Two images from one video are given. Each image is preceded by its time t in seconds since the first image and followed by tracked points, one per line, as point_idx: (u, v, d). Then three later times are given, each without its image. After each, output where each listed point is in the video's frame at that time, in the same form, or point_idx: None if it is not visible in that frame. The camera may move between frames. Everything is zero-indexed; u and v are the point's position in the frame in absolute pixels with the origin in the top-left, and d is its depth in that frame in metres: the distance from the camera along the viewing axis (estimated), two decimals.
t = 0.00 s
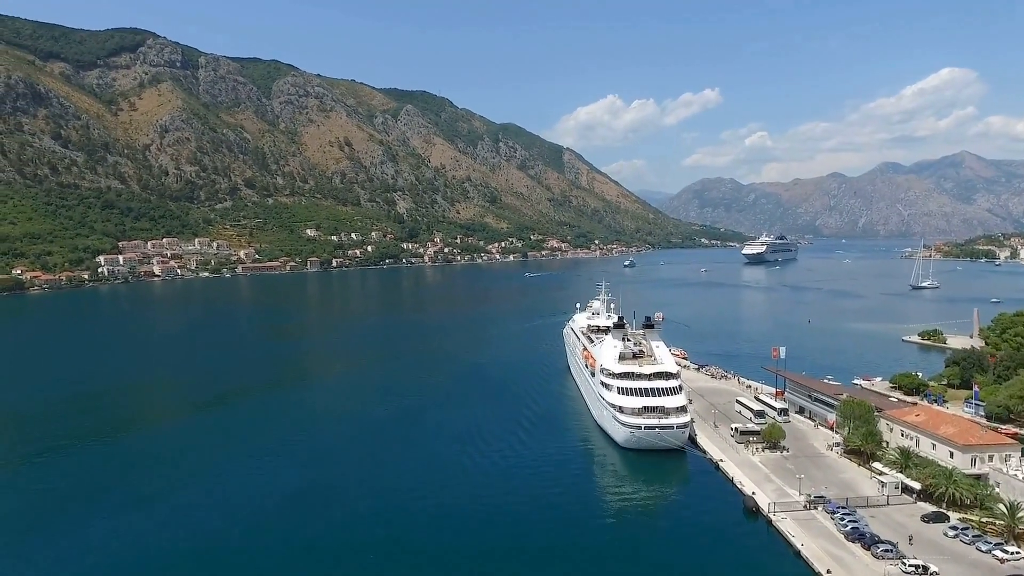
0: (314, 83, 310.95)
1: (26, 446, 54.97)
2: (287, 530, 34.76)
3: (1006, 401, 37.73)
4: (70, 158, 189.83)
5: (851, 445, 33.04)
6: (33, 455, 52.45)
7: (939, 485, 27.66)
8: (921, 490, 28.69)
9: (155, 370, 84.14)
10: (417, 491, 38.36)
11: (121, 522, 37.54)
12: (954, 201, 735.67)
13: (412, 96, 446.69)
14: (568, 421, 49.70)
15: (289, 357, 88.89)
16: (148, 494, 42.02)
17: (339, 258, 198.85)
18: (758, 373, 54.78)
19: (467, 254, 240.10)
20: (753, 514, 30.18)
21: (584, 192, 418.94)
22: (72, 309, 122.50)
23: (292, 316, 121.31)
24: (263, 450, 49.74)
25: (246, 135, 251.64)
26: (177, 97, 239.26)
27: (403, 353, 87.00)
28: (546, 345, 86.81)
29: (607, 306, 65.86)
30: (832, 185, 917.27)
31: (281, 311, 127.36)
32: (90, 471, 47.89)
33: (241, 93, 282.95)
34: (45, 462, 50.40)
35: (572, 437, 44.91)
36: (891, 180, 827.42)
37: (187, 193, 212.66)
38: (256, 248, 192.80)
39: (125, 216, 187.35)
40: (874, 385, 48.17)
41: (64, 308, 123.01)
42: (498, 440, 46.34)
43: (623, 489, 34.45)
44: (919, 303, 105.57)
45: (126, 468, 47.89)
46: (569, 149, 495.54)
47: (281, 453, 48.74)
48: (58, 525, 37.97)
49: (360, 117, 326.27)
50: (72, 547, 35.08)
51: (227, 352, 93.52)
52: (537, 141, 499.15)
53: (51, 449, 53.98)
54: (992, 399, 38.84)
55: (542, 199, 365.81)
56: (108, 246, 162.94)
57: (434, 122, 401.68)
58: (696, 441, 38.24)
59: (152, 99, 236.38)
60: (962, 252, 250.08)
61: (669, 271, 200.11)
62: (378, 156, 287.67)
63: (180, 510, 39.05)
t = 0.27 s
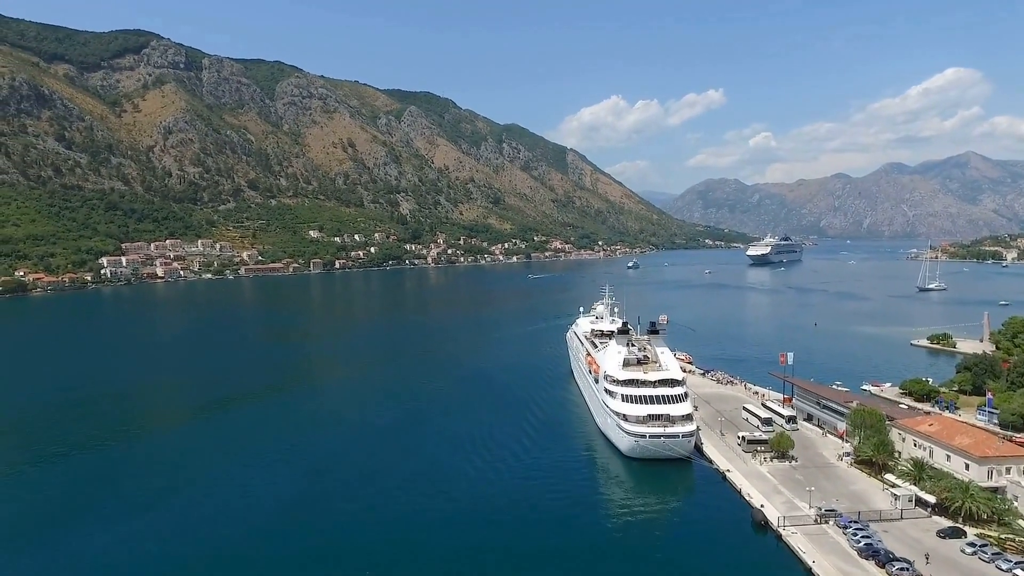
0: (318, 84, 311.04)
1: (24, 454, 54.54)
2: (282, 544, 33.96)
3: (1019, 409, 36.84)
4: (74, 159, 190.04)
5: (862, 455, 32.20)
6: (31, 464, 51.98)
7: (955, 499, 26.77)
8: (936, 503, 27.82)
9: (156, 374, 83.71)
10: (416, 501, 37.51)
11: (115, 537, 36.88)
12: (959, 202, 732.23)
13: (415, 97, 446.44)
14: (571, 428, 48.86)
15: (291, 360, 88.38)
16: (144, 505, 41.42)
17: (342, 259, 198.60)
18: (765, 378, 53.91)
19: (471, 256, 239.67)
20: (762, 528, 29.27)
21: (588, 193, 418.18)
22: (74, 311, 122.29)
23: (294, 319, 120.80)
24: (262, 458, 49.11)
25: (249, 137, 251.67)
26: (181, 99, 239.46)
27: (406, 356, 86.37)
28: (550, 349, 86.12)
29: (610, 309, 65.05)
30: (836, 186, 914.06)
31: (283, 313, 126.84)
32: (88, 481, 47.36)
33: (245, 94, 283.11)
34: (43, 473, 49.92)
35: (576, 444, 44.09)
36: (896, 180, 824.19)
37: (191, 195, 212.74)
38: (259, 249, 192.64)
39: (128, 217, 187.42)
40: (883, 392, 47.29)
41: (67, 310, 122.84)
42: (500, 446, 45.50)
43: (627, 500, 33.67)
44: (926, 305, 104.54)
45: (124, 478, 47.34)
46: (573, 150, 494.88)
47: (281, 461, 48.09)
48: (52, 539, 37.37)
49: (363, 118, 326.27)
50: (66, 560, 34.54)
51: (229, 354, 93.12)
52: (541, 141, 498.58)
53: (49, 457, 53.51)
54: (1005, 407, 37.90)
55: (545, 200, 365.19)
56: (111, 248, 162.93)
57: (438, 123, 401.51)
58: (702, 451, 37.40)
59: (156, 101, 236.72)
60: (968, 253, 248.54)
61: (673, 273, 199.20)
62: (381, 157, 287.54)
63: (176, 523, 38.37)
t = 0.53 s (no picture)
0: (321, 85, 311.06)
1: (23, 461, 54.08)
2: (277, 556, 33.24)
3: None
4: (77, 161, 190.19)
5: (873, 465, 31.44)
6: (29, 471, 51.51)
7: (972, 513, 25.96)
8: (952, 518, 26.96)
9: (157, 377, 83.22)
10: (413, 513, 36.70)
11: (110, 551, 36.32)
12: (964, 202, 728.78)
13: (419, 98, 446.17)
14: (575, 436, 48.05)
15: (293, 364, 87.73)
16: (141, 518, 40.84)
17: (345, 261, 198.30)
18: (771, 383, 53.07)
19: (474, 257, 239.17)
20: (771, 542, 28.42)
21: (591, 193, 417.22)
22: (76, 313, 122.02)
23: (296, 321, 120.29)
24: (261, 467, 48.46)
25: (252, 138, 251.67)
26: (184, 100, 239.62)
27: (409, 360, 85.73)
28: (553, 352, 85.42)
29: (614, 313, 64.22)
30: (841, 186, 910.85)
31: (286, 315, 126.33)
32: (86, 490, 46.83)
33: (249, 95, 283.22)
34: (40, 481, 49.31)
35: (579, 453, 43.27)
36: (901, 180, 820.82)
37: (194, 196, 212.74)
38: (262, 251, 192.39)
39: (131, 219, 187.41)
40: (892, 398, 46.60)
41: (69, 313, 122.45)
42: (501, 454, 44.71)
43: (632, 512, 32.91)
44: (933, 307, 103.42)
45: (122, 487, 46.81)
46: (576, 151, 494.10)
47: (279, 469, 47.42)
48: (46, 554, 36.78)
49: (366, 119, 326.02)
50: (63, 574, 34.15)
51: (231, 358, 92.64)
52: (544, 142, 497.87)
53: (48, 464, 53.08)
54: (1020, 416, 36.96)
55: (549, 201, 364.51)
56: (114, 249, 162.85)
57: (441, 124, 401.19)
58: (708, 460, 36.58)
59: (160, 102, 236.80)
60: (974, 254, 246.81)
61: (677, 274, 198.38)
62: (384, 159, 287.36)
63: (172, 536, 37.75)
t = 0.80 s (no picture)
0: (324, 87, 311.18)
1: (20, 465, 53.45)
2: (274, 568, 32.43)
3: None
4: (81, 162, 190.36)
5: (885, 476, 30.63)
6: (26, 477, 50.90)
7: (991, 528, 25.11)
8: (969, 532, 26.13)
9: (157, 380, 82.73)
10: (413, 524, 35.89)
11: (104, 562, 35.58)
12: (970, 203, 725.24)
13: (422, 99, 445.97)
14: (578, 443, 47.30)
15: (294, 367, 86.98)
16: (136, 526, 40.11)
17: (348, 262, 197.93)
18: (778, 389, 52.31)
19: (477, 258, 238.61)
20: (780, 556, 27.67)
21: (595, 194, 416.21)
22: (78, 315, 121.79)
23: (298, 324, 119.69)
24: (260, 474, 47.69)
25: (255, 139, 251.71)
26: (188, 101, 239.75)
27: (410, 363, 84.93)
28: (556, 355, 84.70)
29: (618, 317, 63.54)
30: (845, 187, 907.53)
31: (288, 317, 125.83)
32: (82, 496, 46.13)
33: (252, 97, 283.31)
34: (36, 486, 48.64)
35: (583, 462, 42.52)
36: (906, 181, 817.39)
37: (197, 197, 212.69)
38: (265, 252, 192.17)
39: (134, 220, 187.35)
40: (903, 404, 46.27)
41: (71, 315, 122.10)
42: (503, 462, 43.97)
43: (637, 524, 32.19)
44: (941, 310, 102.36)
45: (119, 493, 46.15)
46: (580, 152, 493.28)
47: (278, 476, 46.68)
48: (39, 564, 36.11)
49: (369, 120, 325.87)
50: None
51: (233, 360, 92.17)
52: (548, 143, 497.09)
53: (45, 469, 52.44)
54: None
55: (552, 202, 363.68)
56: (116, 251, 162.80)
57: (444, 125, 400.84)
58: (715, 469, 35.82)
59: (163, 103, 236.81)
60: (981, 255, 245.05)
61: (681, 276, 197.43)
62: (387, 160, 287.12)
63: (168, 546, 37.06)
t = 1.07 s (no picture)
0: (327, 88, 311.20)
1: (18, 469, 53.09)
2: None
3: None
4: (84, 164, 190.67)
5: (898, 488, 29.86)
6: (23, 481, 50.52)
7: (1010, 545, 24.22)
8: (987, 549, 25.26)
9: (159, 382, 82.36)
10: (414, 539, 35.34)
11: (99, 575, 35.11)
12: (976, 203, 721.82)
13: (426, 100, 445.74)
14: (581, 451, 46.66)
15: (295, 369, 86.45)
16: (135, 537, 39.79)
17: (351, 264, 197.69)
18: (784, 395, 51.62)
19: (480, 259, 238.11)
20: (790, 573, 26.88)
21: (598, 195, 415.34)
22: (80, 317, 121.69)
23: (300, 326, 119.22)
24: (258, 482, 47.15)
25: (259, 140, 251.65)
26: (191, 103, 239.85)
27: (412, 366, 84.31)
28: (560, 358, 84.03)
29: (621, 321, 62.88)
30: (850, 188, 904.28)
31: (290, 320, 125.41)
32: (79, 504, 45.69)
33: (256, 98, 283.42)
34: (34, 491, 48.20)
35: (586, 472, 41.91)
36: (911, 181, 814.07)
37: (200, 199, 212.63)
38: (268, 254, 192.07)
39: (138, 222, 187.45)
40: (912, 411, 45.81)
41: (73, 316, 122.06)
42: (505, 474, 43.39)
43: (641, 538, 31.55)
44: (948, 313, 101.41)
45: (116, 501, 45.70)
46: (583, 153, 492.42)
47: (277, 485, 46.12)
48: None
49: (373, 121, 325.97)
50: None
51: (235, 363, 91.78)
52: (551, 144, 496.55)
53: (43, 473, 52.06)
54: None
55: (556, 203, 363.08)
56: (119, 253, 162.97)
57: (448, 126, 400.65)
58: (720, 479, 35.04)
59: (166, 105, 237.11)
60: (987, 256, 243.45)
61: (685, 277, 196.57)
62: (390, 161, 286.90)
63: (166, 560, 36.66)
